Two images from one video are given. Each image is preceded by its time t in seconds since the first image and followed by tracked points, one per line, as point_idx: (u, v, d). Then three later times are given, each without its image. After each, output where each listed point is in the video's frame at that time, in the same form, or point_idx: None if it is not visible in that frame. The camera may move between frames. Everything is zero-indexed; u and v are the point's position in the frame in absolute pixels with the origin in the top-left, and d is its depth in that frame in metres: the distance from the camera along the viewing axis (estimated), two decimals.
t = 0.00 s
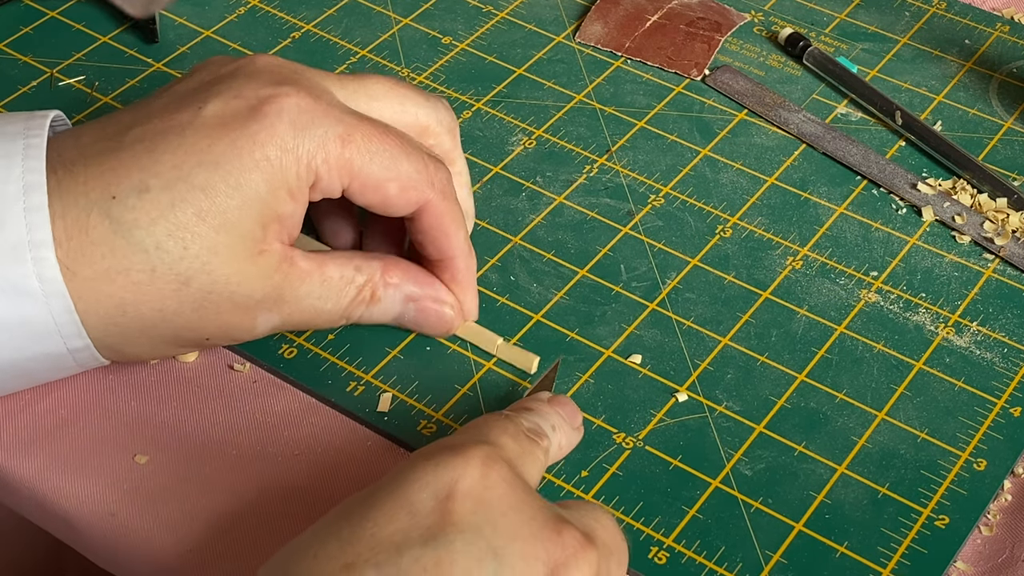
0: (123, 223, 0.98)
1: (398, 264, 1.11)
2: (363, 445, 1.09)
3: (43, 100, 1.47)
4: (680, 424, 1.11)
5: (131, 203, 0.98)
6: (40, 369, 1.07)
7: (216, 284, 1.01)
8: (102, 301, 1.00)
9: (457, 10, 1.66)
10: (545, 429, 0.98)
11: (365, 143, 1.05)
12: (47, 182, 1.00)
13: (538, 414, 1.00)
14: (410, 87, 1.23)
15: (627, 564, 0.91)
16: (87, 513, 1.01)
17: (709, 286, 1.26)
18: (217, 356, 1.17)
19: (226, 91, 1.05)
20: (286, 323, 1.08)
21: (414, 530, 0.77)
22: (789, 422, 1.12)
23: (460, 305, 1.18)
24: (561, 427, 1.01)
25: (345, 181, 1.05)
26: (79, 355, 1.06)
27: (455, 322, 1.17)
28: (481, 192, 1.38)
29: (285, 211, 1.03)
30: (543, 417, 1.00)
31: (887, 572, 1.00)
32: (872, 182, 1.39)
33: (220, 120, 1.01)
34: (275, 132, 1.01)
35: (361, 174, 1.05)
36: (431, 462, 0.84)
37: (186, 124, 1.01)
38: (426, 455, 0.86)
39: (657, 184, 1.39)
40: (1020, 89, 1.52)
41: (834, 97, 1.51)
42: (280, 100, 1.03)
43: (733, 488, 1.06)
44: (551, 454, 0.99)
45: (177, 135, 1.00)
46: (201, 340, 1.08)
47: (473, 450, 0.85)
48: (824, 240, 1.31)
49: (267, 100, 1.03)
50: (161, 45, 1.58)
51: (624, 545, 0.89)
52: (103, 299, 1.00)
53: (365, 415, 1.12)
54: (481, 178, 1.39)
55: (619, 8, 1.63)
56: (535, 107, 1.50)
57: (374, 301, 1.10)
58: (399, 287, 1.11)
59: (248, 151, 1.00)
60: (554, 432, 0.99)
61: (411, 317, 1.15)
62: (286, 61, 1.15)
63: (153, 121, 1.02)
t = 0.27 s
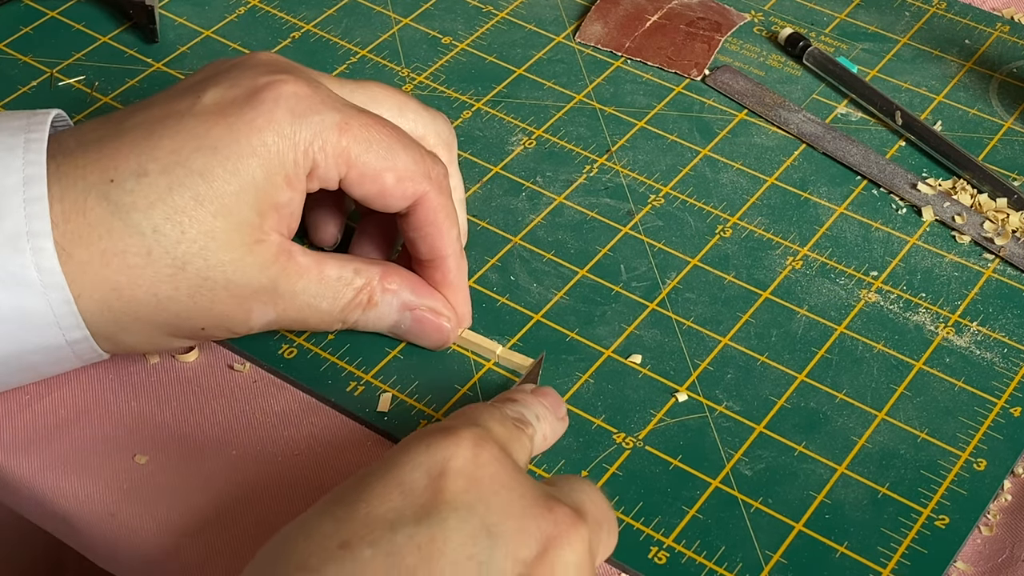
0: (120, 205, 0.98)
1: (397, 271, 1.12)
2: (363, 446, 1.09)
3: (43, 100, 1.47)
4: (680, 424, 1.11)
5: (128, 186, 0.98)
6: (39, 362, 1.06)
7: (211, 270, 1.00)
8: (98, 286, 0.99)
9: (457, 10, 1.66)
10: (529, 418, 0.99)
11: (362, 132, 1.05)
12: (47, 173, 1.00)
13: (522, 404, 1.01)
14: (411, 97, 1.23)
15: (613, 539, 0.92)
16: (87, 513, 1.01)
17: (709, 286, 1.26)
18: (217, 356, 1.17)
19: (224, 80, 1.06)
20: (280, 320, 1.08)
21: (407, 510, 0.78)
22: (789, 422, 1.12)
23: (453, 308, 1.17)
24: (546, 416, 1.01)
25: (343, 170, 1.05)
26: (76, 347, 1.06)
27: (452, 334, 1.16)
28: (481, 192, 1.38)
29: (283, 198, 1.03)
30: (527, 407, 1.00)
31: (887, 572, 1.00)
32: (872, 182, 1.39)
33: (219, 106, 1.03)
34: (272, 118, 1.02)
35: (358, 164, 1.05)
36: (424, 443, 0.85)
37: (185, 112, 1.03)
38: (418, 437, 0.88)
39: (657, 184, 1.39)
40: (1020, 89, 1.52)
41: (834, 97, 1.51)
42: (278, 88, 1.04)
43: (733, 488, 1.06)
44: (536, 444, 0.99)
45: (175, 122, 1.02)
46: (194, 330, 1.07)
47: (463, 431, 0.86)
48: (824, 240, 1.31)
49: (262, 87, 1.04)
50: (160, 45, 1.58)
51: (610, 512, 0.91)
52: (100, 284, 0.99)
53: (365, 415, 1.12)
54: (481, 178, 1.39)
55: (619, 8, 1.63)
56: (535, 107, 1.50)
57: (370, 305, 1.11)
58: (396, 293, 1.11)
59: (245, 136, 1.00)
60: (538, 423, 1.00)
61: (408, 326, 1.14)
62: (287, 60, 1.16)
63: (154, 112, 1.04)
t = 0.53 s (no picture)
0: (124, 200, 0.98)
1: (399, 271, 1.11)
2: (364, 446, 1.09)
3: (42, 100, 1.47)
4: (680, 424, 1.11)
5: (132, 181, 0.98)
6: (39, 359, 1.06)
7: (214, 266, 1.00)
8: (100, 281, 0.99)
9: (457, 10, 1.66)
10: (516, 407, 1.00)
11: (365, 131, 1.05)
12: (48, 167, 1.00)
13: (510, 396, 1.02)
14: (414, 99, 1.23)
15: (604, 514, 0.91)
16: (87, 513, 1.01)
17: (709, 286, 1.26)
18: (217, 356, 1.17)
19: (229, 77, 1.06)
20: (283, 318, 1.08)
21: (388, 474, 0.79)
22: (789, 422, 1.12)
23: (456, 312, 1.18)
24: (535, 409, 1.02)
25: (345, 169, 1.05)
26: (77, 344, 1.05)
27: (454, 335, 1.16)
28: (481, 193, 1.38)
29: (286, 195, 1.03)
30: (516, 399, 1.01)
31: (887, 572, 1.00)
32: (872, 182, 1.39)
33: (223, 103, 1.03)
34: (277, 115, 1.02)
35: (361, 163, 1.05)
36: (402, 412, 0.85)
37: (189, 108, 1.03)
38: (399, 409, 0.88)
39: (657, 184, 1.39)
40: (1020, 89, 1.52)
41: (834, 97, 1.51)
42: (282, 85, 1.04)
43: (733, 488, 1.06)
44: (526, 435, 1.00)
45: (180, 118, 1.02)
46: (197, 326, 1.07)
47: (441, 400, 0.87)
48: (824, 241, 1.31)
49: (267, 85, 1.05)
50: (161, 45, 1.58)
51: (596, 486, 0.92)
52: (102, 279, 0.99)
53: (365, 415, 1.12)
54: (481, 178, 1.39)
55: (619, 8, 1.63)
56: (535, 107, 1.50)
57: (373, 306, 1.10)
58: (399, 293, 1.11)
59: (250, 132, 1.01)
60: (527, 414, 1.01)
61: (410, 327, 1.14)
62: (290, 57, 1.16)
63: (158, 110, 1.04)
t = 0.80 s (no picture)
0: (126, 202, 0.98)
1: (400, 272, 1.11)
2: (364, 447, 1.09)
3: (42, 100, 1.47)
4: (680, 424, 1.11)
5: (135, 183, 0.98)
6: (38, 360, 1.06)
7: (216, 269, 1.00)
8: (102, 283, 0.99)
9: (457, 10, 1.66)
10: (504, 396, 0.98)
11: (369, 135, 1.05)
12: (49, 168, 1.00)
13: (499, 387, 1.01)
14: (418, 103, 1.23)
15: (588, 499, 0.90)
16: (87, 514, 1.01)
17: (709, 286, 1.26)
18: (218, 356, 1.17)
19: (235, 79, 1.07)
20: (284, 321, 1.08)
21: (371, 448, 0.79)
22: (789, 422, 1.12)
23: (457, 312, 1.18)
24: (523, 401, 1.01)
25: (348, 172, 1.05)
26: (76, 345, 1.06)
27: (455, 335, 1.16)
28: (481, 192, 1.38)
29: (289, 199, 1.03)
30: (505, 390, 1.00)
31: (887, 572, 1.00)
32: (872, 182, 1.39)
33: (227, 105, 1.03)
34: (281, 118, 1.02)
35: (364, 166, 1.05)
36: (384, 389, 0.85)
37: (193, 110, 1.03)
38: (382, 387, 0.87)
39: (657, 184, 1.39)
40: (1020, 89, 1.52)
41: (834, 97, 1.51)
42: (287, 88, 1.05)
43: (733, 489, 1.06)
44: (514, 423, 0.99)
45: (183, 120, 1.02)
46: (198, 329, 1.07)
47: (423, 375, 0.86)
48: (824, 240, 1.31)
49: (272, 87, 1.05)
50: (161, 45, 1.58)
51: (581, 468, 0.90)
52: (104, 282, 0.99)
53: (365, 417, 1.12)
54: (481, 178, 1.39)
55: (619, 8, 1.63)
56: (535, 107, 1.50)
57: (374, 307, 1.10)
58: (401, 295, 1.11)
59: (253, 134, 1.01)
60: (515, 404, 0.99)
61: (411, 328, 1.14)
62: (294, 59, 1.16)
63: (162, 110, 1.04)
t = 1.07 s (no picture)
0: (129, 202, 0.98)
1: (402, 271, 1.11)
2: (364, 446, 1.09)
3: (42, 100, 1.47)
4: (680, 424, 1.11)
5: (138, 183, 0.98)
6: (38, 359, 1.06)
7: (218, 269, 1.00)
8: (104, 283, 0.99)
9: (457, 10, 1.66)
10: (493, 395, 0.98)
11: (373, 135, 1.05)
12: (50, 168, 1.00)
13: (489, 385, 1.01)
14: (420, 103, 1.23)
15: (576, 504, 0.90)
16: (86, 514, 1.01)
17: (709, 286, 1.26)
18: (218, 356, 1.17)
19: (238, 78, 1.07)
20: (286, 320, 1.08)
21: (355, 447, 0.79)
22: (789, 422, 1.12)
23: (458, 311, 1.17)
24: (512, 399, 1.01)
25: (351, 172, 1.05)
26: (76, 345, 1.05)
27: (455, 335, 1.15)
28: (481, 192, 1.38)
29: (292, 199, 1.03)
30: (494, 388, 1.00)
31: (887, 572, 1.00)
32: (872, 182, 1.39)
33: (230, 104, 1.03)
34: (285, 118, 1.02)
35: (367, 166, 1.05)
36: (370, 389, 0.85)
37: (196, 110, 1.03)
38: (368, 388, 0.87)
39: (657, 184, 1.39)
40: (1020, 89, 1.52)
41: (834, 97, 1.51)
42: (290, 88, 1.05)
43: (733, 488, 1.06)
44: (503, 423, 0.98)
45: (187, 119, 1.02)
46: (201, 329, 1.07)
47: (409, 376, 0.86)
48: (824, 240, 1.31)
49: (275, 87, 1.05)
50: (161, 45, 1.58)
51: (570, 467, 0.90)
52: (107, 282, 0.99)
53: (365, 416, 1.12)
54: (481, 178, 1.39)
55: (619, 8, 1.63)
56: (535, 107, 1.50)
57: (376, 306, 1.10)
58: (402, 293, 1.11)
59: (257, 134, 1.01)
60: (505, 403, 0.99)
61: (412, 327, 1.14)
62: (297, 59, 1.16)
63: (164, 110, 1.04)
